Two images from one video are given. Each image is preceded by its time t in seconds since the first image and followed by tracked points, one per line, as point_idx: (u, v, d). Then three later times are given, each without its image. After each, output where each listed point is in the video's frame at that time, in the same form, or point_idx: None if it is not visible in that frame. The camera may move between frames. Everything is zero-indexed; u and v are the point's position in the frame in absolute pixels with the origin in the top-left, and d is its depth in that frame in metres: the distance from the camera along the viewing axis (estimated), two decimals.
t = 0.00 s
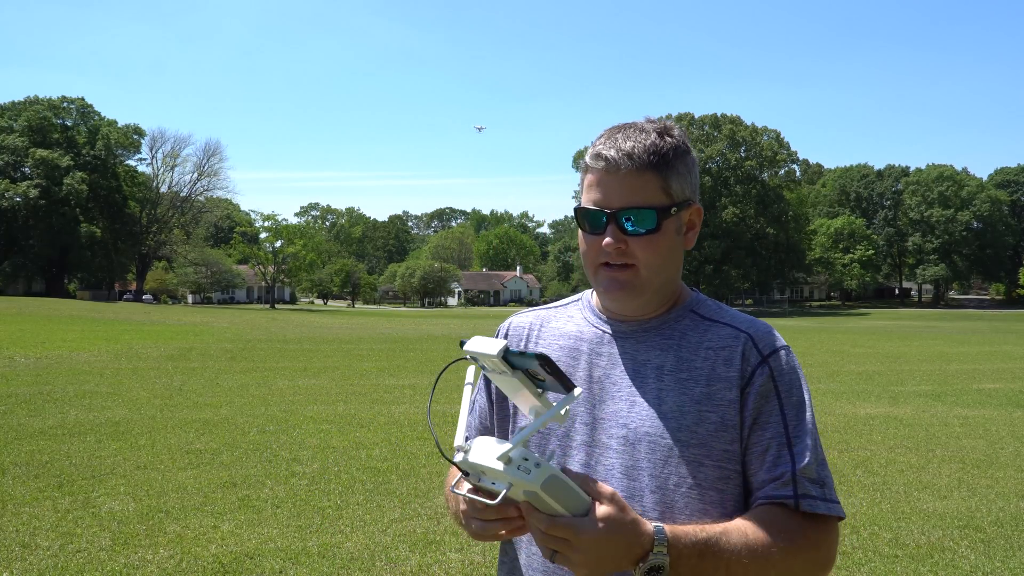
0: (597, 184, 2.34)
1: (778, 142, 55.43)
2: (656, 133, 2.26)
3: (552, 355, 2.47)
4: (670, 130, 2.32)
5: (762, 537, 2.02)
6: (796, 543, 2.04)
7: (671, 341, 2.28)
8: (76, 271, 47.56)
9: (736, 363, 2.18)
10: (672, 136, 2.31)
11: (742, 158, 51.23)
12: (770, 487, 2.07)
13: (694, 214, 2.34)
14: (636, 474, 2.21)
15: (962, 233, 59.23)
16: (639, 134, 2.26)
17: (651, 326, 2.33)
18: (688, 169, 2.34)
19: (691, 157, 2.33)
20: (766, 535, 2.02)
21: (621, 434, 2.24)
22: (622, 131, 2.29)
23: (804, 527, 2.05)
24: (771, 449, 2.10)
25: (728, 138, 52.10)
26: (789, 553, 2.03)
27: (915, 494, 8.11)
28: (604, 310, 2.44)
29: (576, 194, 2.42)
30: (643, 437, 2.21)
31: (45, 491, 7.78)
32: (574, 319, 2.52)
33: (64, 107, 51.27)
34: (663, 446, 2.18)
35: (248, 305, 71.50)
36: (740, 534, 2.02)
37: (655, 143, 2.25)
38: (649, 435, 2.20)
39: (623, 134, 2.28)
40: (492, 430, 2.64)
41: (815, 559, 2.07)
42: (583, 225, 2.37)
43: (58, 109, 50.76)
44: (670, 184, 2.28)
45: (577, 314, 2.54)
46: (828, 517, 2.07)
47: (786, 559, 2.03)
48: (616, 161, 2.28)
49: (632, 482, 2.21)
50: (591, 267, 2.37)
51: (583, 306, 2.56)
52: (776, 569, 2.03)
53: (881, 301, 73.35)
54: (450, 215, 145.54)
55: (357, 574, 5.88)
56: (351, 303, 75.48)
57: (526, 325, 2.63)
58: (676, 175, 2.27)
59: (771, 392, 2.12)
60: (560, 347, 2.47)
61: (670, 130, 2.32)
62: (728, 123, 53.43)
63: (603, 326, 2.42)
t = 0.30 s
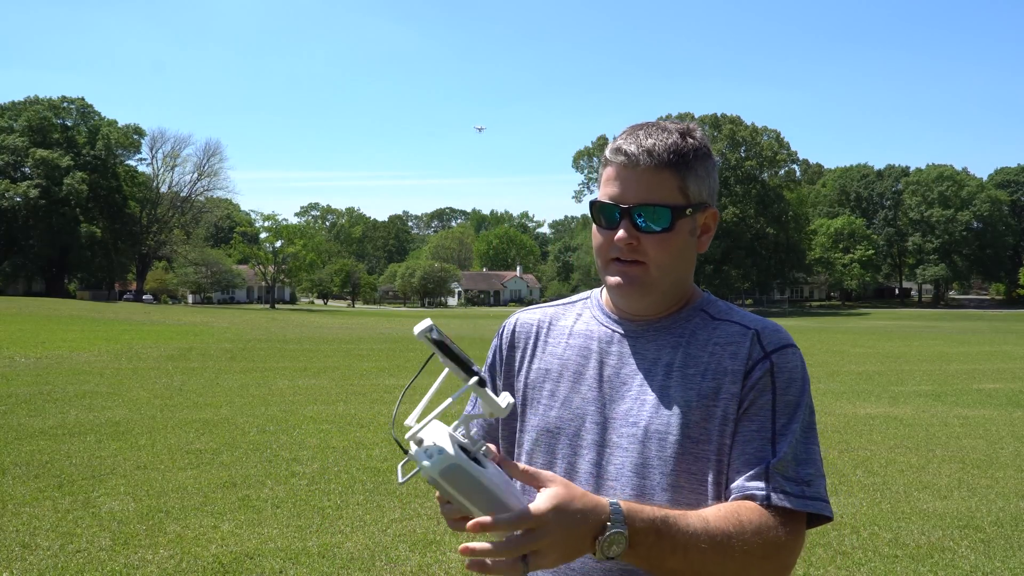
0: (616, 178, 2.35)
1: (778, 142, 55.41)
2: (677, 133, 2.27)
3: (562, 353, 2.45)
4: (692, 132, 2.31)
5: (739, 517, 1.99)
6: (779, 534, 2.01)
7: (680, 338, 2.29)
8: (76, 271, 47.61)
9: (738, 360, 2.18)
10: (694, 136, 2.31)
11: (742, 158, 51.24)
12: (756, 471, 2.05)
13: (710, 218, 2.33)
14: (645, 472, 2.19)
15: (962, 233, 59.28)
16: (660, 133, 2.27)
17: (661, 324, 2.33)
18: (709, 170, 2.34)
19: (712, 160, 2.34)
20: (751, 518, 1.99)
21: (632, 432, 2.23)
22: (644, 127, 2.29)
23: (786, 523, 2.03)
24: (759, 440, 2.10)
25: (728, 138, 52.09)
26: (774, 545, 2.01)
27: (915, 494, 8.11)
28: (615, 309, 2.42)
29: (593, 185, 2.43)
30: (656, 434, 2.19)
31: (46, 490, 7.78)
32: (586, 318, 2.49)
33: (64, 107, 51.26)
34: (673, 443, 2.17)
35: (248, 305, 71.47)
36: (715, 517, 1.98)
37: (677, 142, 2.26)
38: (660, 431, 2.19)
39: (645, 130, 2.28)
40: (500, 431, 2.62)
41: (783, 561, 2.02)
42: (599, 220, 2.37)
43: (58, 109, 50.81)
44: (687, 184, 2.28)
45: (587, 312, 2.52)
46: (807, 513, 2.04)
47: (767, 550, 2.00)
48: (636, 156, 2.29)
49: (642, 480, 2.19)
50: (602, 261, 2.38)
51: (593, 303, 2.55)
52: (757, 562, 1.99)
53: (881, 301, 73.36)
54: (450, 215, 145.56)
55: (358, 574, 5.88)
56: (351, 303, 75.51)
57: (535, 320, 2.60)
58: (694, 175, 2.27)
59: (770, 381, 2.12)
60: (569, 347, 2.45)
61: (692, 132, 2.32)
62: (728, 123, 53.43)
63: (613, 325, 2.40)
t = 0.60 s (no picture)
0: (617, 174, 2.35)
1: (778, 142, 55.40)
2: (680, 134, 2.26)
3: (566, 358, 2.44)
4: (697, 134, 2.29)
5: (705, 499, 1.97)
6: (753, 525, 1.98)
7: (678, 340, 2.28)
8: (76, 271, 47.63)
9: (728, 359, 2.17)
10: (700, 139, 2.29)
11: (742, 158, 51.22)
12: (729, 454, 2.02)
13: (712, 222, 2.31)
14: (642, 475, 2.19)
15: (962, 233, 59.28)
16: (664, 134, 2.26)
17: (661, 328, 2.33)
18: (715, 173, 2.32)
19: (717, 162, 2.31)
20: (716, 500, 1.97)
21: (631, 434, 2.23)
22: (646, 128, 2.28)
23: (763, 520, 1.99)
24: (739, 433, 2.05)
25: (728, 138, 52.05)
26: (750, 535, 1.97)
27: (916, 494, 8.10)
28: (618, 314, 2.43)
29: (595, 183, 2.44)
30: (653, 438, 2.18)
31: (45, 490, 7.78)
32: (590, 323, 2.49)
33: (65, 107, 51.24)
34: (672, 447, 2.16)
35: (248, 305, 71.47)
36: (678, 495, 1.97)
37: (679, 144, 2.25)
38: (657, 435, 2.18)
39: (647, 131, 2.27)
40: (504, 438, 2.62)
41: (753, 550, 1.98)
42: (597, 219, 2.38)
43: (58, 108, 50.79)
44: (686, 186, 2.27)
45: (591, 316, 2.52)
46: (785, 510, 1.99)
47: (737, 535, 1.96)
48: (635, 157, 2.29)
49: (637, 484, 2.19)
50: (601, 260, 2.38)
51: (597, 308, 2.54)
52: (722, 546, 1.96)
53: (881, 301, 73.37)
54: (450, 215, 145.69)
55: (357, 574, 5.88)
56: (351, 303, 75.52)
57: (540, 325, 2.60)
58: (693, 176, 2.26)
59: (757, 376, 2.10)
60: (573, 351, 2.44)
61: (696, 132, 2.30)
62: (728, 123, 53.38)
63: (614, 329, 2.40)
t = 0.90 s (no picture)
0: (620, 174, 2.35)
1: (778, 142, 55.44)
2: (681, 133, 2.26)
3: (570, 357, 2.45)
4: (699, 133, 2.30)
5: (670, 484, 1.98)
6: (723, 515, 1.98)
7: (677, 339, 2.28)
8: (76, 271, 47.58)
9: (722, 356, 2.17)
10: (702, 138, 2.30)
11: (742, 158, 51.20)
12: (703, 440, 2.04)
13: (715, 219, 2.32)
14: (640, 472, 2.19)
15: (962, 233, 59.29)
16: (666, 133, 2.26)
17: (664, 328, 2.33)
18: (716, 172, 2.33)
19: (718, 162, 2.33)
20: (684, 488, 1.98)
21: (630, 433, 2.23)
22: (649, 127, 2.29)
23: (737, 510, 1.99)
24: (717, 421, 2.06)
25: (729, 139, 52.02)
26: (717, 525, 1.97)
27: (916, 494, 8.11)
28: (619, 312, 2.43)
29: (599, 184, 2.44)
30: (654, 436, 2.18)
31: (45, 490, 7.78)
32: (593, 323, 2.50)
33: (65, 107, 51.18)
34: (673, 445, 2.16)
35: (248, 305, 71.45)
36: (647, 477, 1.99)
37: (681, 143, 2.26)
38: (656, 432, 2.19)
39: (649, 131, 2.28)
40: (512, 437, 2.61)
41: (725, 536, 1.98)
42: (601, 218, 2.37)
43: (58, 108, 50.71)
44: (691, 183, 2.27)
45: (594, 318, 2.52)
46: (756, 504, 2.00)
47: (699, 525, 1.96)
48: (641, 155, 2.29)
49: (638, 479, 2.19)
50: (607, 262, 2.37)
51: (601, 308, 2.55)
52: (687, 535, 1.96)
53: (881, 301, 73.39)
54: (450, 214, 145.69)
55: (357, 574, 5.88)
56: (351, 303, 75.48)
57: (544, 325, 2.60)
58: (698, 174, 2.26)
59: (741, 372, 2.12)
60: (578, 351, 2.44)
61: (696, 132, 2.30)
62: (728, 123, 53.35)
63: (618, 330, 2.40)
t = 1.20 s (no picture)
0: (629, 171, 2.33)
1: (778, 142, 55.45)
2: (684, 133, 2.27)
3: (568, 359, 2.44)
4: (698, 134, 2.31)
5: (678, 471, 1.96)
6: (729, 505, 1.97)
7: (677, 337, 2.28)
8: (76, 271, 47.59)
9: (723, 353, 2.17)
10: (699, 138, 2.31)
11: (742, 158, 51.19)
12: (706, 433, 2.03)
13: (715, 218, 2.33)
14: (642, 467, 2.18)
15: (962, 233, 59.29)
16: (669, 131, 2.27)
17: (664, 328, 2.32)
18: (713, 171, 2.36)
19: (714, 162, 2.35)
20: (695, 478, 1.96)
21: (633, 432, 2.22)
22: (652, 124, 2.29)
23: (745, 502, 1.98)
24: (719, 416, 2.05)
25: (729, 138, 52.01)
26: (723, 513, 1.96)
27: (916, 494, 8.10)
28: (616, 311, 2.43)
29: (602, 184, 2.43)
30: (657, 434, 2.18)
31: (45, 490, 7.78)
32: (590, 323, 2.49)
33: (65, 107, 51.16)
34: (674, 444, 2.16)
35: (248, 305, 71.47)
36: (654, 464, 1.96)
37: (686, 141, 2.27)
38: (662, 432, 2.18)
39: (652, 128, 2.28)
40: (510, 439, 2.61)
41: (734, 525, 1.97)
42: (605, 215, 2.36)
43: (58, 109, 50.69)
44: (698, 181, 2.29)
45: (590, 319, 2.52)
46: (760, 496, 1.99)
47: (704, 513, 1.95)
48: (652, 152, 2.28)
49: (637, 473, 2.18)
50: (613, 260, 2.35)
51: (596, 309, 2.55)
52: (694, 524, 1.95)
53: (881, 301, 73.37)
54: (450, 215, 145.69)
55: (357, 574, 5.88)
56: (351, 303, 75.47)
57: (539, 329, 2.60)
58: (704, 172, 2.28)
59: (743, 366, 2.12)
60: (577, 352, 2.44)
61: (696, 131, 2.32)
62: (728, 123, 53.32)
63: (616, 331, 2.39)
